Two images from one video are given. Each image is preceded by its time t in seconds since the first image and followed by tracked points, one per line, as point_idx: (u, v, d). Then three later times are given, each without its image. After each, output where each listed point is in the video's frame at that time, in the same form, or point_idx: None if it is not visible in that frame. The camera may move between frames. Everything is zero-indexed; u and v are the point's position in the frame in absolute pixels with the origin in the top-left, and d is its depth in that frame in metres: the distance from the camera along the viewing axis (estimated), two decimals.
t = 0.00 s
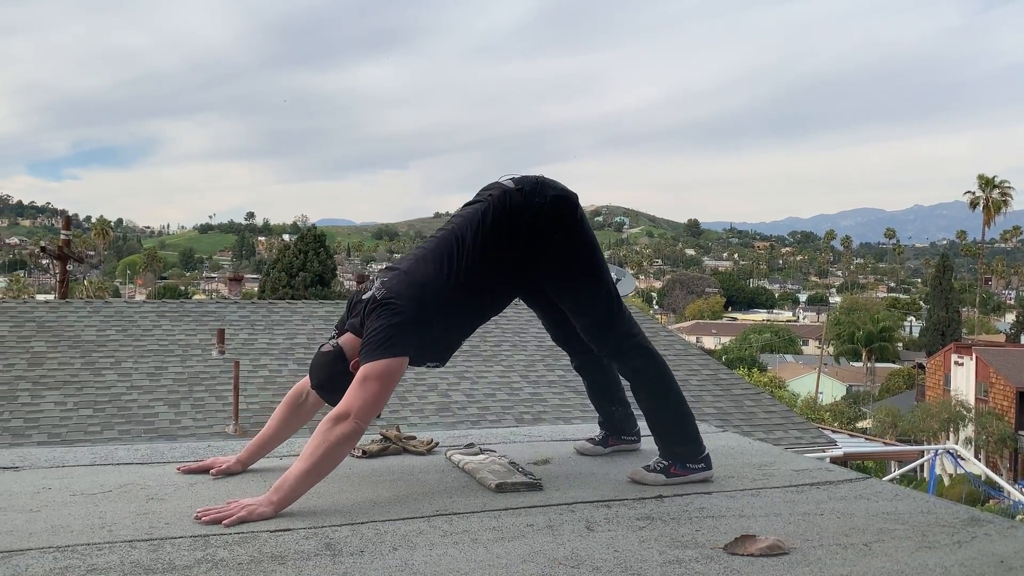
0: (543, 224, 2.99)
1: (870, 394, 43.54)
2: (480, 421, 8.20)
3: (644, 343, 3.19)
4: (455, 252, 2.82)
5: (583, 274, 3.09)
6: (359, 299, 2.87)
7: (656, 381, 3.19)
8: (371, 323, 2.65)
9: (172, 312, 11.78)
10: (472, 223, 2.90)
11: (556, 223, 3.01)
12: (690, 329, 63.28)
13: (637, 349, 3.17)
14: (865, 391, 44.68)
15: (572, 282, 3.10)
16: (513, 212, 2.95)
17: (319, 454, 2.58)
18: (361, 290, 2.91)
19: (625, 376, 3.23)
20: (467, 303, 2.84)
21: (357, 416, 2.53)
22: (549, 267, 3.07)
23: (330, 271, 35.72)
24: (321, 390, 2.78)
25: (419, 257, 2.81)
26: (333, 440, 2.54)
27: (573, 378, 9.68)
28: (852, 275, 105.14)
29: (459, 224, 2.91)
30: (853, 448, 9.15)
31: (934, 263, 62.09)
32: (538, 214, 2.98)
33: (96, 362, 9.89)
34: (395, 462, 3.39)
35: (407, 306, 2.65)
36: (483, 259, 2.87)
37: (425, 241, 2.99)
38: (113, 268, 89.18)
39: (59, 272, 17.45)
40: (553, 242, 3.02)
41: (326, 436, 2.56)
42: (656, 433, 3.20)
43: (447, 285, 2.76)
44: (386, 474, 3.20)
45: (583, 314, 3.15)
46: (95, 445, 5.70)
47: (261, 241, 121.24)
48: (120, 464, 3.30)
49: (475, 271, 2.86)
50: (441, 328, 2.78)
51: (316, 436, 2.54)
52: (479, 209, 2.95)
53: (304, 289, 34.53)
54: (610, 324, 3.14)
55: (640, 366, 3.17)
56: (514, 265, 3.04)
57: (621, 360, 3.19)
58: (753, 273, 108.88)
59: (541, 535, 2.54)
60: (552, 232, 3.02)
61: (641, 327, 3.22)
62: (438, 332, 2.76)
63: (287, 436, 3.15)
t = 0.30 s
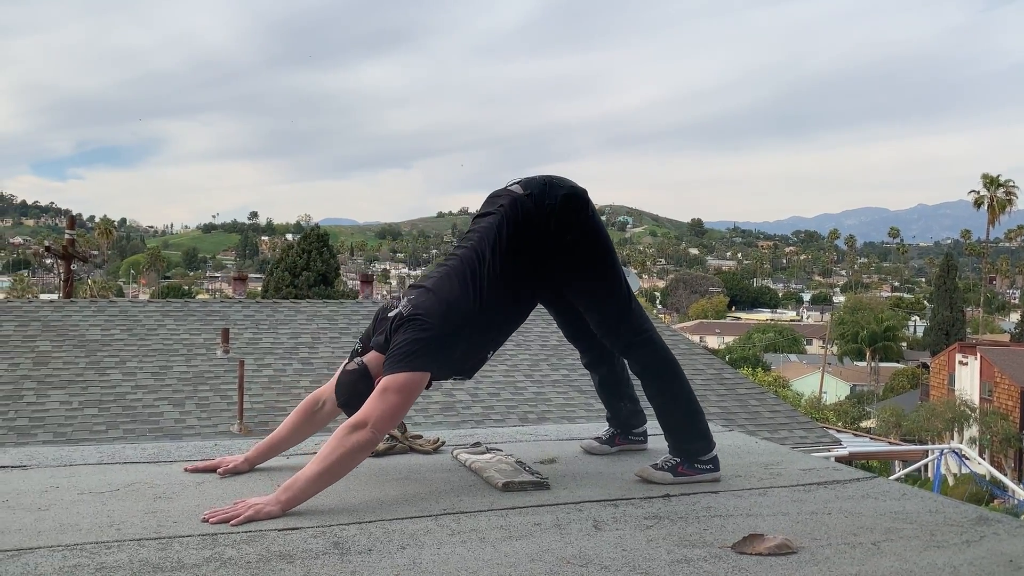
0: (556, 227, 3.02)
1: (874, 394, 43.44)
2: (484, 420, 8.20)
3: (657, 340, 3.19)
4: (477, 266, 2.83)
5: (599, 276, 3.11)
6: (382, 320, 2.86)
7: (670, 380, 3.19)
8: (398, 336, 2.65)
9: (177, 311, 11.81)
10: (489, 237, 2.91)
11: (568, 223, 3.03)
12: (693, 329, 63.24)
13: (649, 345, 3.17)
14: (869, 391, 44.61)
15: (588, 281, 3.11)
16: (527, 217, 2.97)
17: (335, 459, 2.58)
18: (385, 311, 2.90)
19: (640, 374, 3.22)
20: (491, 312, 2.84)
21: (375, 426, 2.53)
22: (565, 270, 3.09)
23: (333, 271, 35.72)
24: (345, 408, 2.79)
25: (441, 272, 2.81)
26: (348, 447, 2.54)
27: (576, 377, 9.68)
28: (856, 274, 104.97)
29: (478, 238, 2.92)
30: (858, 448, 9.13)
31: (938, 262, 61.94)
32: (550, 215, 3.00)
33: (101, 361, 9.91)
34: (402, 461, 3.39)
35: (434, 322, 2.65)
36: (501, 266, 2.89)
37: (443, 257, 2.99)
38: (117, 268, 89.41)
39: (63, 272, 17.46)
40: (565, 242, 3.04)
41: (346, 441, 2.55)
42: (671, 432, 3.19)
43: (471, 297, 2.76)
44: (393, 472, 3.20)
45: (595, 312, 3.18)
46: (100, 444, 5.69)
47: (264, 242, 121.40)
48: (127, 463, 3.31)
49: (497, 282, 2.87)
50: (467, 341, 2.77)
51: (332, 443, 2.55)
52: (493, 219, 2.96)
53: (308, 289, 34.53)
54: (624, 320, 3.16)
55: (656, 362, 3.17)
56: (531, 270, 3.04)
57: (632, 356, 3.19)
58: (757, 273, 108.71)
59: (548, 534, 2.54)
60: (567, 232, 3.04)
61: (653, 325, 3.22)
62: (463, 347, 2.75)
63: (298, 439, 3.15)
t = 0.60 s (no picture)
0: (563, 226, 3.03)
1: (877, 394, 43.32)
2: (488, 420, 8.21)
3: (665, 340, 3.19)
4: (486, 268, 2.84)
5: (606, 276, 3.11)
6: (392, 321, 2.87)
7: (678, 380, 3.19)
8: (408, 338, 2.65)
9: (181, 311, 11.82)
10: (498, 238, 2.92)
11: (574, 222, 3.03)
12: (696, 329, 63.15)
13: (656, 346, 3.17)
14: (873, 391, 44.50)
15: (595, 281, 3.11)
16: (534, 217, 2.99)
17: (346, 460, 2.59)
18: (394, 314, 2.91)
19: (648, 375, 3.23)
20: (500, 313, 2.85)
21: (386, 427, 2.54)
22: (574, 271, 3.10)
23: (337, 270, 35.73)
24: (354, 408, 2.80)
25: (451, 275, 2.81)
26: (359, 448, 2.55)
27: (580, 376, 9.68)
28: (859, 274, 104.80)
29: (487, 239, 2.93)
30: (863, 447, 9.11)
31: (941, 262, 61.75)
32: (555, 214, 3.01)
33: (106, 360, 9.94)
34: (408, 460, 3.40)
35: (445, 323, 2.65)
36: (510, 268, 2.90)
37: (451, 259, 2.99)
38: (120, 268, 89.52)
39: (68, 272, 17.51)
40: (572, 241, 3.05)
41: (356, 442, 2.56)
42: (678, 433, 3.20)
43: (480, 298, 2.76)
44: (400, 471, 3.21)
45: (604, 312, 3.17)
46: (107, 442, 5.69)
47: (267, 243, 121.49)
48: (135, 461, 3.32)
49: (505, 282, 2.88)
50: (477, 342, 2.78)
51: (344, 444, 2.55)
52: (500, 220, 2.97)
53: (311, 288, 34.56)
54: (632, 319, 3.16)
55: (663, 361, 3.18)
56: (539, 271, 3.05)
57: (639, 356, 3.19)
58: (760, 272, 108.50)
59: (558, 532, 2.54)
60: (573, 231, 3.04)
61: (660, 324, 3.22)
62: (473, 348, 2.75)
63: (306, 439, 3.16)
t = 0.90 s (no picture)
0: (566, 224, 3.01)
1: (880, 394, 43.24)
2: (491, 419, 8.20)
3: (667, 341, 3.18)
4: (488, 268, 2.84)
5: (609, 274, 3.11)
6: (395, 321, 2.86)
7: (682, 379, 3.19)
8: (411, 338, 2.65)
9: (184, 311, 11.83)
10: (500, 238, 2.91)
11: (577, 222, 3.02)
12: (699, 329, 63.09)
13: (658, 345, 3.17)
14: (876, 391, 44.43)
15: (597, 281, 3.11)
16: (538, 217, 2.98)
17: (350, 459, 2.59)
18: (398, 313, 2.90)
19: (652, 376, 3.22)
20: (504, 313, 2.84)
21: (390, 427, 2.53)
22: (578, 272, 3.10)
23: (340, 270, 35.74)
24: (357, 406, 2.80)
25: (455, 275, 2.81)
26: (364, 447, 2.54)
27: (583, 376, 9.67)
28: (862, 274, 104.71)
29: (489, 239, 2.92)
30: (867, 446, 9.09)
31: (945, 262, 61.61)
32: (558, 213, 3.00)
33: (109, 360, 9.95)
34: (412, 458, 3.40)
35: (449, 324, 2.65)
36: (514, 269, 2.89)
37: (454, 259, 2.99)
38: (124, 267, 89.71)
39: (71, 272, 17.53)
40: (575, 240, 3.04)
41: (360, 441, 2.56)
42: (682, 432, 3.20)
43: (483, 299, 2.76)
44: (404, 469, 3.22)
45: (607, 312, 3.17)
46: (110, 441, 5.67)
47: (270, 243, 121.58)
48: (139, 460, 3.33)
49: (508, 281, 2.87)
50: (481, 342, 2.78)
51: (348, 444, 2.55)
52: (503, 220, 2.96)
53: (314, 288, 34.58)
54: (635, 319, 3.16)
55: (666, 362, 3.17)
56: (543, 272, 3.05)
57: (643, 356, 3.19)
58: (763, 272, 108.38)
59: (561, 531, 2.54)
60: (576, 231, 3.03)
61: (663, 324, 3.21)
62: (476, 348, 2.75)
63: (311, 439, 3.16)
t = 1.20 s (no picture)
0: (567, 221, 3.01)
1: (883, 394, 43.17)
2: (492, 419, 8.20)
3: (668, 339, 3.17)
4: (489, 264, 2.83)
5: (610, 271, 3.10)
6: (396, 317, 2.86)
7: (683, 377, 3.18)
8: (411, 334, 2.65)
9: (187, 311, 11.82)
10: (500, 236, 2.91)
11: (578, 219, 3.02)
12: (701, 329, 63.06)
13: (659, 344, 3.16)
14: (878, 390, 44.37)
15: (598, 278, 3.09)
16: (540, 214, 2.98)
17: (349, 455, 2.58)
18: (398, 310, 2.90)
19: (653, 374, 3.21)
20: (504, 311, 2.83)
21: (389, 423, 2.53)
22: (579, 270, 3.09)
23: (342, 270, 35.75)
24: (356, 402, 2.79)
25: (455, 272, 2.80)
26: (364, 444, 2.54)
27: (585, 376, 9.65)
28: (864, 275, 104.63)
29: (490, 236, 2.92)
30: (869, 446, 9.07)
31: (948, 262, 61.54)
32: (559, 210, 2.99)
33: (112, 359, 9.95)
34: (414, 457, 3.40)
35: (449, 320, 2.65)
36: (515, 266, 2.89)
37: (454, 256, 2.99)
38: (127, 268, 89.83)
39: (74, 272, 17.53)
40: (576, 237, 3.03)
41: (360, 438, 2.55)
42: (683, 431, 3.19)
43: (483, 295, 2.75)
44: (405, 468, 3.21)
45: (607, 310, 3.16)
46: (112, 440, 5.67)
47: (272, 243, 121.68)
48: (139, 459, 3.32)
49: (509, 278, 2.86)
50: (481, 338, 2.77)
51: (348, 440, 2.54)
52: (504, 217, 2.96)
53: (316, 287, 34.60)
54: (637, 317, 3.15)
55: (666, 360, 3.16)
56: (543, 270, 3.04)
57: (643, 354, 3.18)
58: (766, 272, 108.30)
59: (562, 531, 2.53)
60: (577, 228, 3.03)
61: (663, 323, 3.20)
62: (476, 345, 2.74)
63: (311, 438, 3.16)
